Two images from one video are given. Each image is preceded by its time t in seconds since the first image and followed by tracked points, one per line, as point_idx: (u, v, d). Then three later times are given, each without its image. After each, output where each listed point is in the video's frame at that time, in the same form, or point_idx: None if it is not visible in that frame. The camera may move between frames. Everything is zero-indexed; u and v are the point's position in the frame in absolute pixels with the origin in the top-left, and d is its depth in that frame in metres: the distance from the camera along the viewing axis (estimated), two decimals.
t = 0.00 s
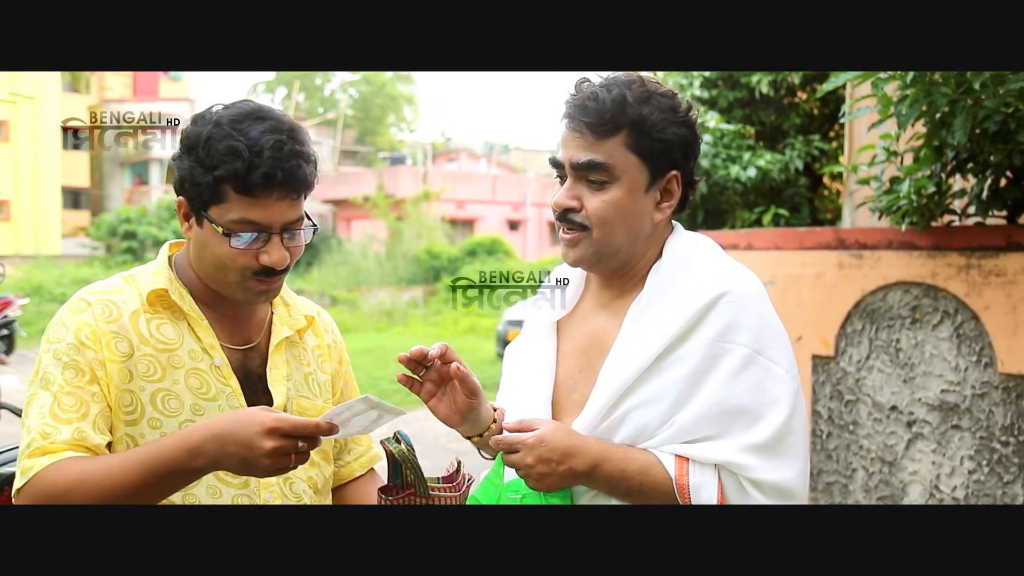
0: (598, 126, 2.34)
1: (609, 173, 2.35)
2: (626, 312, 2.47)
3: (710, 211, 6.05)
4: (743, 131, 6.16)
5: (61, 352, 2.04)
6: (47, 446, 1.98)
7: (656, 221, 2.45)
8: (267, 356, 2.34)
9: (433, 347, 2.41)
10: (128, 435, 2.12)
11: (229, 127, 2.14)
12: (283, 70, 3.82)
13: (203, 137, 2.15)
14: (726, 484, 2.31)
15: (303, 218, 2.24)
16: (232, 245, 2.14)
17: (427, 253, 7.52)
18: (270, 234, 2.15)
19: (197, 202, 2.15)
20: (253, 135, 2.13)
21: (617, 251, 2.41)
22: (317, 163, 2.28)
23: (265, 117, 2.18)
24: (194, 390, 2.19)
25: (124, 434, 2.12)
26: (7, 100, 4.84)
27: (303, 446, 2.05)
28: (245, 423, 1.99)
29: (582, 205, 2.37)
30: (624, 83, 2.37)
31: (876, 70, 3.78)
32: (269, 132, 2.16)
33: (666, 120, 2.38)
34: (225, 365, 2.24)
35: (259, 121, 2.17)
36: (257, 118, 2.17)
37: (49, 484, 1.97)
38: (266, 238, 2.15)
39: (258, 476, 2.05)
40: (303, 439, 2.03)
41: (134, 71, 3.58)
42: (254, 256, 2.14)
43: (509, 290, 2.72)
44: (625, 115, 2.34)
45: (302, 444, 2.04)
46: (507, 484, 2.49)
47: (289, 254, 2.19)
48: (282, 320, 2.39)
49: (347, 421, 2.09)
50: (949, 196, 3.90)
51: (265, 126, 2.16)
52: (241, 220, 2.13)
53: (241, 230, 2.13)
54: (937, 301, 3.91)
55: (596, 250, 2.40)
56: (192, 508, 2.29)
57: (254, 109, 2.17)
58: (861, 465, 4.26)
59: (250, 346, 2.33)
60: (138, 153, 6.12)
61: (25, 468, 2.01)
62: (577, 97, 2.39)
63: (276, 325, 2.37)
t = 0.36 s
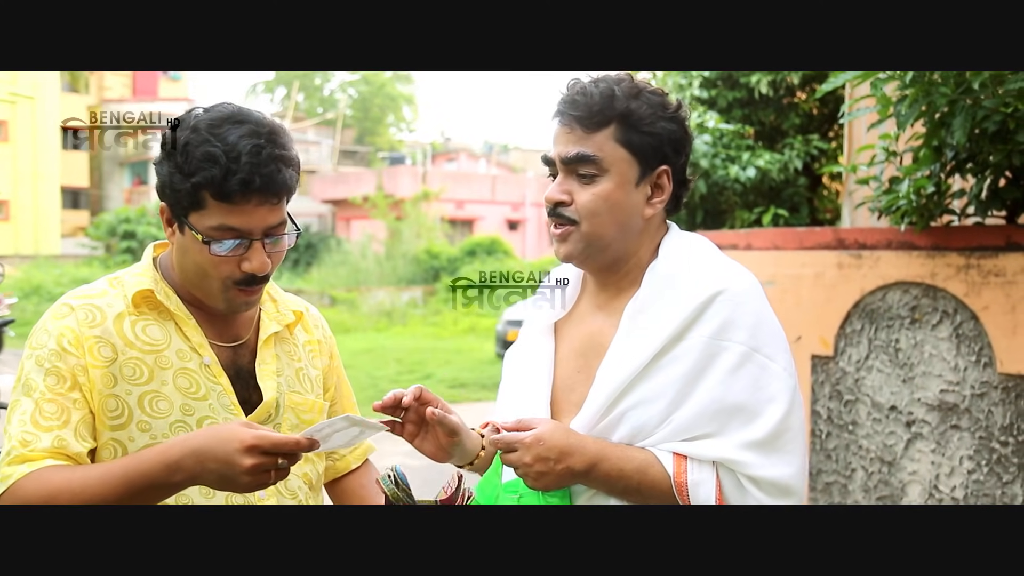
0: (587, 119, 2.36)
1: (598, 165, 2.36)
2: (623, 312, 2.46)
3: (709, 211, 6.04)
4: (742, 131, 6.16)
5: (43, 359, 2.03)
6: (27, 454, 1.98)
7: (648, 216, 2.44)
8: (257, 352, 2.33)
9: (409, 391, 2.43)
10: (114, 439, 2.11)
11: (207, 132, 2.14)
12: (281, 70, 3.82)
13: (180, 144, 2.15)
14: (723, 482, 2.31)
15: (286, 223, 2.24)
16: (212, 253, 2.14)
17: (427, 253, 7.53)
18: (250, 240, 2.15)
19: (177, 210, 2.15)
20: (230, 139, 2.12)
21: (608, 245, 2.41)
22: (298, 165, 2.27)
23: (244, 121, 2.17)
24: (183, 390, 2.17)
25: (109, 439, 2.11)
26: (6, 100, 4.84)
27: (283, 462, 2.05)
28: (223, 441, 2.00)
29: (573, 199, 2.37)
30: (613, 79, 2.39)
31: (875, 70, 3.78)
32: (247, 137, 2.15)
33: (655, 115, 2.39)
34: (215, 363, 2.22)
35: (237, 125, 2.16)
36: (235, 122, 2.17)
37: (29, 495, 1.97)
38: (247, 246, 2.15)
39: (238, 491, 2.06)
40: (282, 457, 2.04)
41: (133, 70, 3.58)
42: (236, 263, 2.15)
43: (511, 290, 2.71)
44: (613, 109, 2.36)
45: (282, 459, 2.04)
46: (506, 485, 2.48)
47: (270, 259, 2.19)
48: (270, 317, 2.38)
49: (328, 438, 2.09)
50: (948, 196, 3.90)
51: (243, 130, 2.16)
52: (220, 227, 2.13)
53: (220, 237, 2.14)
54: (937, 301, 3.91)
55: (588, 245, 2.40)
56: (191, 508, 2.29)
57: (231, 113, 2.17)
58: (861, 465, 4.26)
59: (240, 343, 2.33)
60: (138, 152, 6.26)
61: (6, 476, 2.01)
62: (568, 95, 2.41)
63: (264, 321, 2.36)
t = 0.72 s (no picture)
0: (578, 120, 2.37)
1: (590, 164, 2.36)
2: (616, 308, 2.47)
3: (709, 211, 6.05)
4: (742, 131, 6.16)
5: (42, 362, 2.04)
6: (26, 458, 1.98)
7: (642, 213, 2.44)
8: (255, 352, 2.33)
9: (406, 372, 2.40)
10: (114, 442, 2.11)
11: (205, 131, 2.14)
12: (280, 70, 3.82)
13: (178, 144, 2.15)
14: (716, 475, 2.31)
15: (283, 220, 2.23)
16: (212, 251, 2.14)
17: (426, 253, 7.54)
18: (250, 238, 2.15)
19: (177, 208, 2.15)
20: (229, 137, 2.12)
21: (603, 244, 2.41)
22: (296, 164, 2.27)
23: (242, 119, 2.17)
24: (183, 391, 2.17)
25: (109, 441, 2.11)
26: (6, 100, 4.83)
27: (282, 464, 2.06)
28: (224, 442, 2.00)
29: (567, 199, 2.37)
30: (602, 79, 2.40)
31: (875, 70, 3.79)
32: (245, 136, 2.15)
33: (646, 112, 2.39)
34: (213, 364, 2.22)
35: (235, 124, 2.16)
36: (233, 121, 2.17)
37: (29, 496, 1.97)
38: (246, 243, 2.15)
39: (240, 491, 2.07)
40: (284, 457, 2.05)
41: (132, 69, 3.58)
42: (235, 261, 2.15)
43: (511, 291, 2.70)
44: (603, 108, 2.37)
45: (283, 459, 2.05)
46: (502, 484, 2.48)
47: (270, 257, 2.19)
48: (268, 317, 2.38)
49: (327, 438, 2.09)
50: (948, 196, 3.90)
51: (241, 129, 2.16)
52: (220, 225, 2.13)
53: (220, 235, 2.14)
54: (936, 301, 3.91)
55: (582, 244, 2.40)
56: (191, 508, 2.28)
57: (228, 112, 2.17)
58: (860, 465, 4.26)
59: (238, 343, 2.33)
60: (137, 153, 6.17)
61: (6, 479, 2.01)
62: (558, 98, 2.42)
63: (261, 321, 2.35)
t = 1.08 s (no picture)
0: (559, 128, 2.37)
1: (574, 171, 2.36)
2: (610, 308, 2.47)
3: (708, 211, 6.05)
4: (741, 131, 6.16)
5: (38, 369, 2.03)
6: (23, 467, 1.99)
7: (628, 215, 2.44)
8: (252, 351, 2.33)
9: (409, 348, 2.47)
10: (114, 446, 2.11)
11: (204, 125, 2.14)
12: (279, 70, 3.82)
13: (178, 139, 2.15)
14: (712, 475, 2.31)
15: (282, 213, 2.23)
16: (215, 245, 2.14)
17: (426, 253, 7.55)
18: (252, 230, 2.15)
19: (177, 204, 2.15)
20: (229, 130, 2.13)
21: (592, 249, 2.41)
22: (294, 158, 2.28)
23: (240, 114, 2.18)
24: (181, 393, 2.16)
25: (109, 446, 2.11)
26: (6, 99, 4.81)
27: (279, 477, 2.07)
28: (222, 457, 2.01)
29: (553, 207, 2.37)
30: (580, 85, 2.40)
31: (874, 70, 3.78)
32: (244, 129, 2.16)
33: (626, 115, 2.39)
34: (212, 365, 2.22)
35: (233, 118, 2.17)
36: (231, 115, 2.17)
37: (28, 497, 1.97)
38: (249, 237, 2.16)
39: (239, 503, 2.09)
40: (282, 471, 2.06)
41: (131, 69, 3.59)
42: (237, 255, 2.15)
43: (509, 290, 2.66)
44: (583, 113, 2.37)
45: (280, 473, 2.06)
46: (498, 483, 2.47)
47: (272, 249, 2.19)
48: (264, 316, 2.38)
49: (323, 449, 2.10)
50: (948, 196, 3.90)
51: (241, 122, 2.17)
52: (222, 219, 2.13)
53: (223, 228, 2.14)
54: (935, 301, 3.91)
55: (570, 251, 2.41)
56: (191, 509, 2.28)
57: (225, 106, 2.18)
58: (860, 465, 4.26)
59: (235, 342, 2.33)
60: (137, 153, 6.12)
61: (5, 488, 2.02)
62: (536, 106, 2.42)
63: (258, 321, 2.35)
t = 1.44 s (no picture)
0: (556, 125, 2.37)
1: (571, 168, 2.36)
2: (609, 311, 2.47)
3: (708, 211, 6.04)
4: (741, 131, 6.16)
5: (28, 382, 2.02)
6: (13, 483, 1.98)
7: (625, 216, 2.43)
8: (246, 347, 2.31)
9: (398, 368, 2.40)
10: (111, 455, 2.10)
11: (184, 115, 2.14)
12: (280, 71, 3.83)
13: (168, 137, 2.13)
14: (711, 479, 2.31)
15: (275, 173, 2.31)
16: (252, 214, 2.19)
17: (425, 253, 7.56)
18: (269, 190, 2.22)
19: (195, 197, 2.16)
20: (210, 109, 2.15)
21: (589, 248, 2.41)
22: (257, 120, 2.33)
23: (204, 95, 2.19)
24: (177, 397, 2.15)
25: (106, 455, 2.10)
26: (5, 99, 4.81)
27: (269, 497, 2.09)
28: (212, 482, 2.02)
29: (552, 204, 2.37)
30: (579, 83, 2.40)
31: (874, 70, 3.79)
32: (219, 104, 2.19)
33: (624, 114, 2.39)
34: (209, 366, 2.21)
35: (202, 99, 2.18)
36: (198, 98, 2.18)
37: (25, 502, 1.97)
38: (268, 197, 2.22)
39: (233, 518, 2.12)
40: (273, 492, 2.07)
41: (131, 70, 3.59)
42: (269, 217, 2.21)
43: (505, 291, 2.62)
44: (581, 111, 2.36)
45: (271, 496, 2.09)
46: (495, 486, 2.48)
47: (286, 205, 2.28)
48: (258, 311, 2.37)
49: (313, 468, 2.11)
50: (948, 196, 3.90)
51: (211, 99, 2.18)
52: (248, 187, 2.18)
53: (252, 196, 2.19)
54: (935, 301, 3.91)
55: (568, 249, 2.40)
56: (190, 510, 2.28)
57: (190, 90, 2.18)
58: (860, 465, 4.26)
59: (230, 339, 2.31)
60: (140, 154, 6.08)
61: None
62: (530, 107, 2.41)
63: (252, 317, 2.35)
